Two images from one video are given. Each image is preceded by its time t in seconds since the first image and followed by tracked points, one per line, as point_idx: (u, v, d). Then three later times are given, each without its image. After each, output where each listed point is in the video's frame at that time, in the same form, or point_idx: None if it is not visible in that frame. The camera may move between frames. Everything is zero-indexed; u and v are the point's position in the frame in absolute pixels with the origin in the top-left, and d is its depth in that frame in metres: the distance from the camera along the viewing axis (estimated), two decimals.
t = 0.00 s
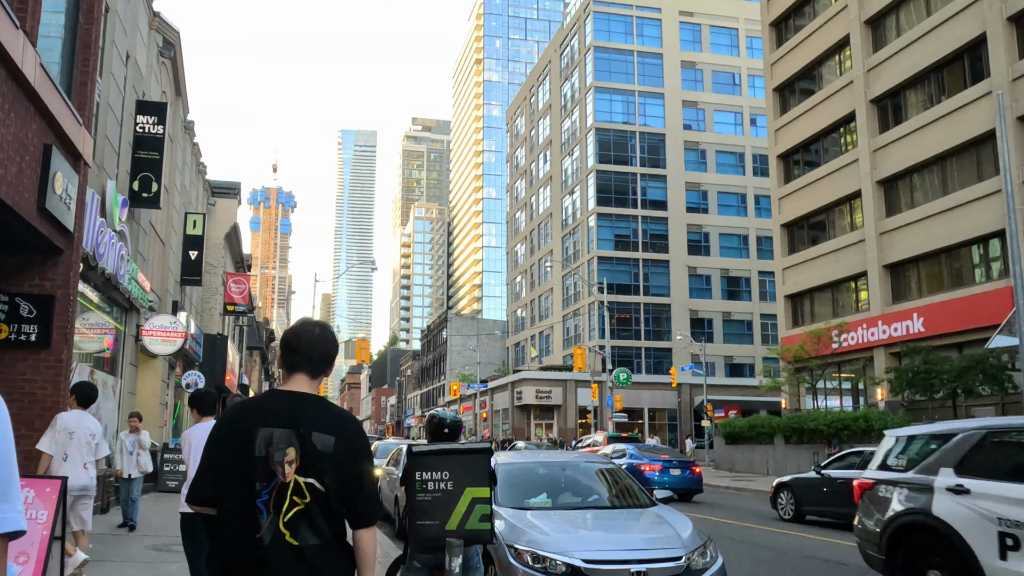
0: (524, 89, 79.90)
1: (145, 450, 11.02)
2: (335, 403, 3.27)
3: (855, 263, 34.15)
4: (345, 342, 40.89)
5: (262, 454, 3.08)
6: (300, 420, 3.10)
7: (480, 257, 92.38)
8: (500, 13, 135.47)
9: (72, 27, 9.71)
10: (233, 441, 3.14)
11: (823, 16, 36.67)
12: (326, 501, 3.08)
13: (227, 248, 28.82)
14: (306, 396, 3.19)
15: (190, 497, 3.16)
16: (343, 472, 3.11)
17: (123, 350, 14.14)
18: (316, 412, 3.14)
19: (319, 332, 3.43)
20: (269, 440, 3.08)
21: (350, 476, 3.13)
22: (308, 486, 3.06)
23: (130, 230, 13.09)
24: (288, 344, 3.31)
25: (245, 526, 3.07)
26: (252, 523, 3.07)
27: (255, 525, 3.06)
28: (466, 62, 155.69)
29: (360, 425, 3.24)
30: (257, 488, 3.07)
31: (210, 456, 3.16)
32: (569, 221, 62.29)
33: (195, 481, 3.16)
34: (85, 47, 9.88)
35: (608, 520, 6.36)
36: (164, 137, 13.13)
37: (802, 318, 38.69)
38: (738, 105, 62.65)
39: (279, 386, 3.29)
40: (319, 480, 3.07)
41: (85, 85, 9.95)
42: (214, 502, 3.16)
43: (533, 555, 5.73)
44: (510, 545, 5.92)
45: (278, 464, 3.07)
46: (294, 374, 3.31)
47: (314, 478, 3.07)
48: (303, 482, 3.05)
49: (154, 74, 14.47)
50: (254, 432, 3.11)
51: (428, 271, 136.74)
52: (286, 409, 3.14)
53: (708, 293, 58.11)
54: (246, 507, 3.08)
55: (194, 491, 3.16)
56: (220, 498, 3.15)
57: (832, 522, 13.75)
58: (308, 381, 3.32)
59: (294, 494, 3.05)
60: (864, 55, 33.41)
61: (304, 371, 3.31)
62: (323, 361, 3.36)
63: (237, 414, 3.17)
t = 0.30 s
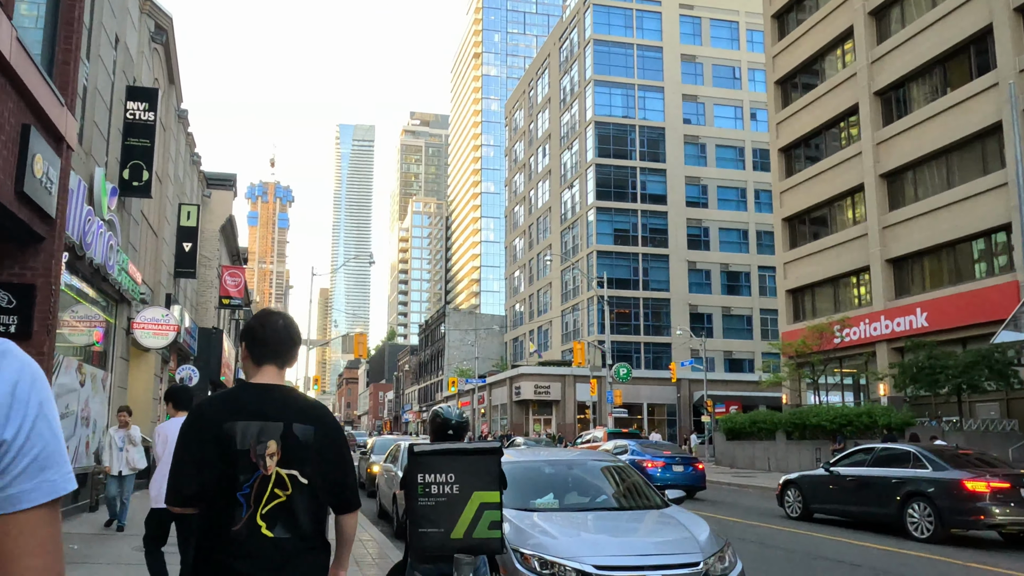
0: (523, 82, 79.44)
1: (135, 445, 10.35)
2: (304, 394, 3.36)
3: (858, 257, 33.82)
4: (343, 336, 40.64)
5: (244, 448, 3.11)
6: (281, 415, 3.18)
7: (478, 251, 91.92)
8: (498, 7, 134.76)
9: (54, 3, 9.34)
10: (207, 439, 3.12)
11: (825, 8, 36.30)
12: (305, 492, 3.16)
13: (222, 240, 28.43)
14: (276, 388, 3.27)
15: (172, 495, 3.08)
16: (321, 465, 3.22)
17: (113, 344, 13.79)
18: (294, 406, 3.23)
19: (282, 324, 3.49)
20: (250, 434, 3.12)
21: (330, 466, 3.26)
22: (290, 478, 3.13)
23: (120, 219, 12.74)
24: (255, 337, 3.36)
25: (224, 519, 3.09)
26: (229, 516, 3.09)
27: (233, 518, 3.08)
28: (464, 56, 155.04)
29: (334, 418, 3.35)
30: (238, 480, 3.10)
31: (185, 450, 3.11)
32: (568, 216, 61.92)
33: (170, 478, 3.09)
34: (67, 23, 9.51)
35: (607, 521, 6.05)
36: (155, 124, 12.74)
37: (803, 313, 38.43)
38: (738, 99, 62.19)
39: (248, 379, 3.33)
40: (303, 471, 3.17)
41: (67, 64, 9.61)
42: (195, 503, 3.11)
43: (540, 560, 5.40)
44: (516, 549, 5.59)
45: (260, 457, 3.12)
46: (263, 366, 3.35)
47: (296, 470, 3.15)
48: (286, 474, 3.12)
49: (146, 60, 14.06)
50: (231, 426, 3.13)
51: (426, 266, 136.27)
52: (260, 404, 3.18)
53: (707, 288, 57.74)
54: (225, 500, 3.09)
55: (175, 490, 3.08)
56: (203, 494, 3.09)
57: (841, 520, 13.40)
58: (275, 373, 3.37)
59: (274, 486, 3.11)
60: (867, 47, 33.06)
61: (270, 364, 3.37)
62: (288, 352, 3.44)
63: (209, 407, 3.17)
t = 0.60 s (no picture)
0: (524, 75, 78.98)
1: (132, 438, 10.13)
2: (281, 381, 3.46)
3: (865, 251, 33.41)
4: (344, 330, 40.35)
5: (216, 437, 3.22)
6: (255, 404, 3.27)
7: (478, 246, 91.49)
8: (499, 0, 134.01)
9: None
10: (182, 427, 3.23)
11: None
12: (278, 483, 3.28)
13: (222, 231, 28.06)
14: (255, 377, 3.35)
15: (145, 488, 3.20)
16: (292, 454, 3.32)
17: (109, 334, 13.42)
18: (267, 395, 3.33)
19: (262, 310, 3.52)
20: (223, 423, 3.23)
21: (302, 455, 3.37)
22: (263, 467, 3.25)
23: (116, 205, 12.40)
24: (236, 321, 3.42)
25: (195, 507, 3.20)
26: (202, 505, 3.20)
27: (207, 506, 3.19)
28: (465, 50, 154.38)
29: (310, 408, 3.45)
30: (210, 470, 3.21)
31: (159, 440, 3.23)
32: (569, 210, 61.52)
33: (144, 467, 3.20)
34: None
35: (616, 518, 5.76)
36: (152, 108, 12.36)
37: (808, 307, 38.04)
38: (742, 93, 61.71)
39: (225, 367, 3.42)
40: (275, 461, 3.28)
41: (57, 38, 9.29)
42: (168, 493, 3.22)
43: (562, 561, 5.04)
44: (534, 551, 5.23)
45: (232, 447, 3.23)
46: (242, 352, 3.43)
47: (268, 459, 3.27)
48: (257, 464, 3.24)
49: (142, 43, 13.67)
50: (203, 415, 3.24)
51: (426, 261, 135.76)
52: (237, 395, 3.28)
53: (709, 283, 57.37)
54: (199, 490, 3.21)
55: (147, 481, 3.20)
56: (174, 483, 3.22)
57: (854, 516, 13.08)
58: (253, 360, 3.45)
59: (247, 476, 3.23)
60: (876, 38, 32.69)
61: (249, 351, 3.44)
62: (269, 340, 3.51)
63: (185, 396, 3.27)
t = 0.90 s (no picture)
0: (527, 71, 78.55)
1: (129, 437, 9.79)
2: (262, 384, 3.63)
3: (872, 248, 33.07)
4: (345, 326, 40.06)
5: (193, 439, 3.41)
6: (231, 407, 3.45)
7: (480, 243, 91.08)
8: None
9: None
10: (165, 428, 3.44)
11: None
12: (253, 484, 3.43)
13: (222, 226, 27.74)
14: (237, 380, 3.54)
15: (120, 485, 3.44)
16: (268, 459, 3.45)
17: (106, 331, 13.11)
18: (246, 398, 3.48)
19: (248, 315, 3.71)
20: (201, 427, 3.41)
21: (279, 460, 3.47)
22: (237, 469, 3.40)
23: (113, 196, 12.15)
24: (224, 324, 3.61)
25: (173, 507, 3.38)
26: (181, 506, 3.38)
27: (185, 508, 3.37)
28: (467, 47, 153.83)
29: (292, 413, 3.58)
30: (186, 472, 3.39)
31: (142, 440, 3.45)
32: (572, 207, 61.15)
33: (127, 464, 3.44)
34: None
35: (624, 522, 5.56)
36: (151, 98, 12.09)
37: (815, 305, 37.73)
38: (746, 89, 61.28)
39: (213, 368, 3.61)
40: (249, 464, 3.42)
41: (48, 19, 9.03)
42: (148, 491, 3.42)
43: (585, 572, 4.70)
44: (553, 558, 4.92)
45: (208, 449, 3.40)
46: (227, 353, 3.62)
47: (242, 462, 3.41)
48: (232, 466, 3.39)
49: (141, 31, 13.38)
50: (184, 416, 3.44)
51: (428, 258, 135.30)
52: (218, 395, 3.47)
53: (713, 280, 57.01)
54: (177, 491, 3.39)
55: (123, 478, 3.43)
56: (152, 481, 3.42)
57: (869, 518, 12.78)
58: (240, 361, 3.64)
59: (223, 478, 3.39)
60: (884, 32, 32.34)
61: (237, 352, 3.63)
62: (257, 343, 3.68)
63: (167, 397, 3.47)
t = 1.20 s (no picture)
0: (526, 65, 78.07)
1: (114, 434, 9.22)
2: (240, 367, 3.59)
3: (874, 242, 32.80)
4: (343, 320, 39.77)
5: (173, 422, 3.35)
6: (211, 390, 3.39)
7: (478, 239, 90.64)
8: None
9: None
10: (143, 412, 3.38)
11: None
12: (232, 468, 3.36)
13: (217, 218, 27.34)
14: (217, 362, 3.49)
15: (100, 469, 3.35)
16: (247, 441, 3.39)
17: (96, 322, 12.77)
18: (225, 381, 3.44)
19: (222, 302, 3.71)
20: (180, 409, 3.36)
21: (257, 443, 3.42)
22: (215, 451, 3.33)
23: (101, 182, 11.84)
24: (200, 308, 3.59)
25: (150, 491, 3.30)
26: (157, 489, 3.29)
27: (162, 489, 3.28)
28: (465, 42, 153.05)
29: (271, 395, 3.54)
30: (165, 454, 3.32)
31: (120, 426, 3.38)
32: (570, 201, 60.80)
33: (104, 447, 3.35)
34: None
35: (624, 519, 5.23)
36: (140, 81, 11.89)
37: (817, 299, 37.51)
38: (747, 83, 60.88)
39: (191, 353, 3.57)
40: (229, 447, 3.36)
41: None
42: (125, 474, 3.34)
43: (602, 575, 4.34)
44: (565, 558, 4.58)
45: (187, 431, 3.35)
46: (204, 336, 3.58)
47: (221, 445, 3.35)
48: (211, 449, 3.33)
49: (132, 14, 13.15)
50: (162, 399, 3.38)
51: (425, 254, 134.73)
52: (198, 376, 3.43)
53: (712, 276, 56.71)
54: (154, 474, 3.31)
55: (104, 463, 3.35)
56: (130, 464, 3.34)
57: (880, 515, 12.47)
58: (217, 344, 3.60)
59: (201, 459, 3.33)
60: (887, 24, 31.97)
61: (215, 335, 3.59)
62: (233, 327, 3.67)
63: (145, 381, 3.42)
